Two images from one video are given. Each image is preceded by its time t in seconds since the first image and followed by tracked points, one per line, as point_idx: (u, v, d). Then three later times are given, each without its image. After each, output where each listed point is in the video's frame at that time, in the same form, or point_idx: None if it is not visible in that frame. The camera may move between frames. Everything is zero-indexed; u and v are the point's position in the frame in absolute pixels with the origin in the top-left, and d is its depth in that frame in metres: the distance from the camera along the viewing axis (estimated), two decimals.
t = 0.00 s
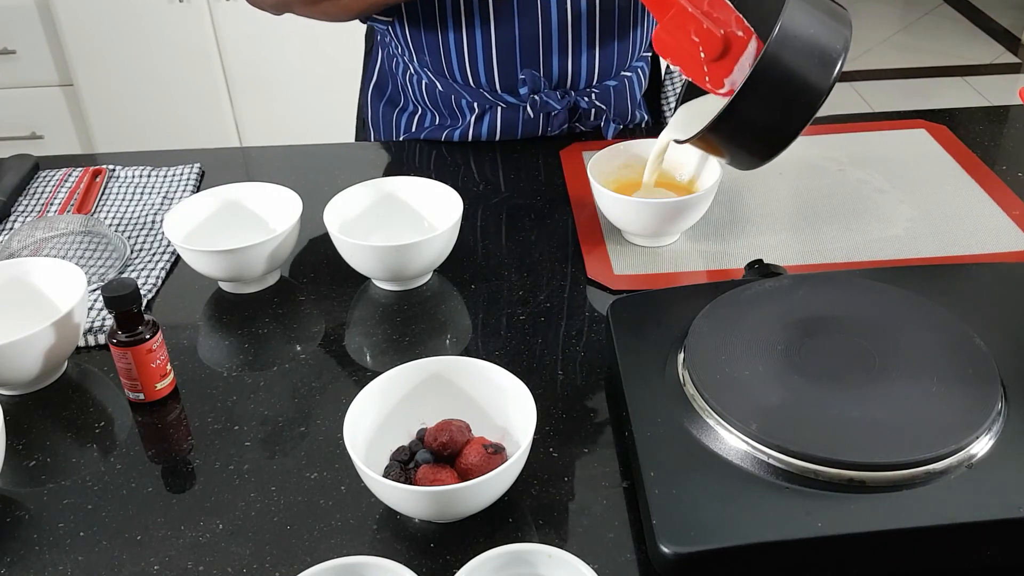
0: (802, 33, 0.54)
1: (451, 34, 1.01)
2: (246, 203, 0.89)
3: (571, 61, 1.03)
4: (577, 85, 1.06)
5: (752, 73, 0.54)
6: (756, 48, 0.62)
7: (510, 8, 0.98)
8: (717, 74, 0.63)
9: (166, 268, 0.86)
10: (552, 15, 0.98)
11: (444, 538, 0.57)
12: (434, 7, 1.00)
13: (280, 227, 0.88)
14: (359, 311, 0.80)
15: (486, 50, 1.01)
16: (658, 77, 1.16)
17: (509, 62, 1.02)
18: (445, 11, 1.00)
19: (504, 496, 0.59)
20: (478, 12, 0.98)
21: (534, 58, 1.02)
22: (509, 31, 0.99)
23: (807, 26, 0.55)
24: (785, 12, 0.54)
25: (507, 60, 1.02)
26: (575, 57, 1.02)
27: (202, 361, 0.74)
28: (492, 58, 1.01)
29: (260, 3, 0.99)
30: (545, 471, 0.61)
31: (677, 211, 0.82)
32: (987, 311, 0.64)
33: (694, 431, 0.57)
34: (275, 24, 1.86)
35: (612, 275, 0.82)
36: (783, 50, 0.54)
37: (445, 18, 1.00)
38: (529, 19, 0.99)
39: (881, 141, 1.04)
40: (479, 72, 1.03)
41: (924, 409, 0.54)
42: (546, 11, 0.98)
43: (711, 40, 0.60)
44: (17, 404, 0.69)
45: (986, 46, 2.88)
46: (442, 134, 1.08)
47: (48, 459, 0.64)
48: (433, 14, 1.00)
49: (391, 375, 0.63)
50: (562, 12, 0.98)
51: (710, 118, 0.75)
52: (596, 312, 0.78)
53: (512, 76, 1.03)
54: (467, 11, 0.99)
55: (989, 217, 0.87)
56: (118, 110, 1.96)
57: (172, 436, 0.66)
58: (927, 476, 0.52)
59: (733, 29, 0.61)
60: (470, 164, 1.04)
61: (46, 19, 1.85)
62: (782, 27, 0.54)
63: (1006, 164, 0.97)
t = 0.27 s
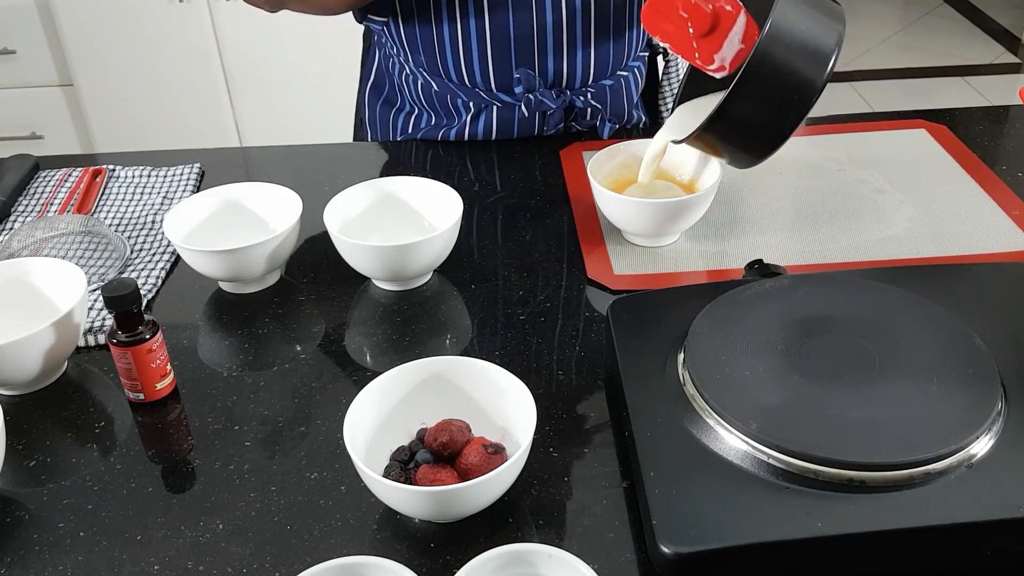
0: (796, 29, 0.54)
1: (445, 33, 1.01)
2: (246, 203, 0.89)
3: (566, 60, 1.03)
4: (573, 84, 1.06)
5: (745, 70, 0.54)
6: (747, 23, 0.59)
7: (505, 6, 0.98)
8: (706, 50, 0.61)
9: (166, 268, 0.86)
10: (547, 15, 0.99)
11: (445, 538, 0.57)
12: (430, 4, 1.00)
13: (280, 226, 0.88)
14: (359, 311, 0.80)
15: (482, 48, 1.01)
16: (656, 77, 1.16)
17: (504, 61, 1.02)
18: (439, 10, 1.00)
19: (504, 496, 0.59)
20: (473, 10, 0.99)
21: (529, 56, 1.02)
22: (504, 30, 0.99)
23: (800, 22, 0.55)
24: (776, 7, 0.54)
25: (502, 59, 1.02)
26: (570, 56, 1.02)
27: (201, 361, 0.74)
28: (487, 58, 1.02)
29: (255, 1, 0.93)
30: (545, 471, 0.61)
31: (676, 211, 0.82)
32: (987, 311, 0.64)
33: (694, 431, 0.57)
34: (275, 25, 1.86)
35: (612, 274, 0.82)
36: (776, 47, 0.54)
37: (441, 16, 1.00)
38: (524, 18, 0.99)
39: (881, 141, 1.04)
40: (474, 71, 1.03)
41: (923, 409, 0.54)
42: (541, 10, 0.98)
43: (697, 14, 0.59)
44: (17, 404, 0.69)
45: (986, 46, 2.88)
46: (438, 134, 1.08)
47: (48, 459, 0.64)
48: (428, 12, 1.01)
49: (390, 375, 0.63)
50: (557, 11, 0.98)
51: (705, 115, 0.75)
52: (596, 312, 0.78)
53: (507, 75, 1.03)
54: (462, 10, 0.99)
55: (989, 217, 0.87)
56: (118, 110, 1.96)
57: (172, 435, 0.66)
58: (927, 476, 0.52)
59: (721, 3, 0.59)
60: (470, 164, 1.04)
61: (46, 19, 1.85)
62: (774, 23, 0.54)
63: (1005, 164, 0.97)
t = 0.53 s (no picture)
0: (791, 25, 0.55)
1: (445, 34, 1.01)
2: (246, 203, 0.89)
3: (566, 59, 1.03)
4: (572, 84, 1.06)
5: (740, 67, 0.55)
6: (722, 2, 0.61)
7: (504, 6, 0.98)
8: (682, 28, 0.62)
9: (166, 268, 0.86)
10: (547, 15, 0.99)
11: (444, 537, 0.57)
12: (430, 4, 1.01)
13: (280, 226, 0.88)
14: (359, 311, 0.80)
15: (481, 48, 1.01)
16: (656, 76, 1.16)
17: (503, 61, 1.02)
18: (439, 11, 1.00)
19: (504, 496, 0.59)
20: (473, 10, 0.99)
21: (529, 56, 1.02)
22: (503, 30, 1.00)
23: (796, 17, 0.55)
24: (770, 4, 0.55)
25: (502, 59, 1.02)
26: (569, 56, 1.03)
27: (202, 361, 0.74)
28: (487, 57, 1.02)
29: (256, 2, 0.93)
30: (545, 471, 0.61)
31: (676, 211, 0.82)
32: (987, 312, 0.64)
33: (694, 431, 0.57)
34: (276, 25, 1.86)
35: (612, 274, 0.82)
36: (771, 44, 0.54)
37: (440, 16, 1.01)
38: (524, 18, 0.99)
39: (881, 141, 1.04)
40: (473, 71, 1.04)
41: (923, 409, 0.54)
42: (540, 10, 0.99)
43: None
44: (17, 404, 0.69)
45: (986, 46, 2.88)
46: (437, 134, 1.08)
47: (48, 459, 0.64)
48: (428, 12, 1.01)
49: (391, 375, 0.63)
50: (557, 11, 0.99)
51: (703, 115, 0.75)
52: (596, 312, 0.78)
53: (506, 75, 1.04)
54: (462, 11, 1.00)
55: (989, 217, 0.87)
56: (118, 110, 1.96)
57: (172, 435, 0.66)
58: (927, 476, 0.52)
59: None
60: (470, 164, 1.04)
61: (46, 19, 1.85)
62: (768, 18, 0.54)
63: (1005, 164, 0.97)
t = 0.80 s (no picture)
0: (784, 25, 0.55)
1: (444, 32, 1.03)
2: (245, 203, 0.89)
3: (565, 58, 1.05)
4: (572, 83, 1.07)
5: (739, 67, 0.55)
6: (707, 13, 0.64)
7: (505, 5, 1.00)
8: (668, 38, 0.65)
9: (166, 268, 0.86)
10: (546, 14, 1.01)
11: (444, 537, 0.57)
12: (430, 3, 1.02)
13: (279, 226, 0.88)
14: (359, 311, 0.80)
15: (481, 46, 1.03)
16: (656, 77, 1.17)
17: (503, 59, 1.04)
18: (439, 9, 1.02)
19: (504, 495, 0.59)
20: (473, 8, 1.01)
21: (528, 55, 1.04)
22: (503, 28, 1.01)
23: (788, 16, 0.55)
24: (764, 3, 0.55)
25: (501, 57, 1.04)
26: (569, 55, 1.04)
27: (202, 361, 0.74)
28: (486, 55, 1.03)
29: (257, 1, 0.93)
30: (545, 471, 0.61)
31: (676, 211, 0.82)
32: (987, 311, 0.64)
33: (694, 431, 0.57)
34: (275, 26, 1.86)
35: (612, 274, 0.82)
36: (764, 41, 0.54)
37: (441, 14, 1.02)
38: (524, 17, 1.01)
39: (881, 141, 1.04)
40: (473, 69, 1.05)
41: (922, 409, 0.54)
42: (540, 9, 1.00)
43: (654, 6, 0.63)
44: (17, 404, 0.69)
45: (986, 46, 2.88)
46: (436, 132, 1.07)
47: (48, 459, 0.64)
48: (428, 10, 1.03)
49: (391, 375, 0.63)
50: (556, 10, 1.00)
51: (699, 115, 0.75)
52: (596, 313, 0.78)
53: (506, 73, 1.05)
54: (462, 9, 1.01)
55: (989, 217, 0.87)
56: (118, 110, 1.96)
57: (172, 435, 0.66)
58: (927, 476, 0.52)
59: None
60: (470, 164, 1.04)
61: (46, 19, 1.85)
62: (761, 17, 0.54)
63: (1005, 164, 0.97)
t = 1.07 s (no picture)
0: (793, 22, 0.55)
1: (448, 35, 1.02)
2: (246, 203, 0.89)
3: (568, 59, 1.04)
4: (575, 84, 1.06)
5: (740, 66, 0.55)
6: (656, 77, 0.76)
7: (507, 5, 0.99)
8: (625, 88, 0.76)
9: (166, 268, 0.86)
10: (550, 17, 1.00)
11: (444, 537, 0.57)
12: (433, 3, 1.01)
13: (279, 226, 0.88)
14: (359, 311, 0.80)
15: (484, 45, 1.02)
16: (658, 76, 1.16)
17: (506, 59, 1.03)
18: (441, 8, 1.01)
19: (504, 495, 0.59)
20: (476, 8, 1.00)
21: (531, 55, 1.03)
22: (506, 31, 1.01)
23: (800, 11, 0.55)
24: None
25: (504, 57, 1.03)
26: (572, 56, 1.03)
27: (202, 361, 0.74)
28: (489, 58, 1.03)
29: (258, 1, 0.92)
30: (545, 470, 0.61)
31: (676, 211, 0.82)
32: (987, 312, 0.64)
33: (694, 431, 0.57)
34: (276, 26, 1.86)
35: (612, 274, 0.82)
36: (769, 38, 0.54)
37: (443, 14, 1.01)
38: (527, 19, 1.00)
39: (881, 141, 1.04)
40: (475, 69, 1.04)
41: (922, 409, 0.54)
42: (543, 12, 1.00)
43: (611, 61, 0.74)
44: (17, 404, 0.69)
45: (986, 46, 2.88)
46: (438, 133, 1.08)
47: (48, 459, 0.64)
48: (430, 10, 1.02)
49: (391, 375, 0.63)
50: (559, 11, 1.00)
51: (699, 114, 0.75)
52: (596, 313, 0.78)
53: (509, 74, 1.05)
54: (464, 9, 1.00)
55: (989, 217, 0.87)
56: (118, 110, 1.96)
57: (172, 436, 0.66)
58: (927, 476, 0.52)
59: (634, 56, 0.74)
60: (470, 163, 1.04)
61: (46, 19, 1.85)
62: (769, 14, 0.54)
63: (1005, 164, 0.97)
